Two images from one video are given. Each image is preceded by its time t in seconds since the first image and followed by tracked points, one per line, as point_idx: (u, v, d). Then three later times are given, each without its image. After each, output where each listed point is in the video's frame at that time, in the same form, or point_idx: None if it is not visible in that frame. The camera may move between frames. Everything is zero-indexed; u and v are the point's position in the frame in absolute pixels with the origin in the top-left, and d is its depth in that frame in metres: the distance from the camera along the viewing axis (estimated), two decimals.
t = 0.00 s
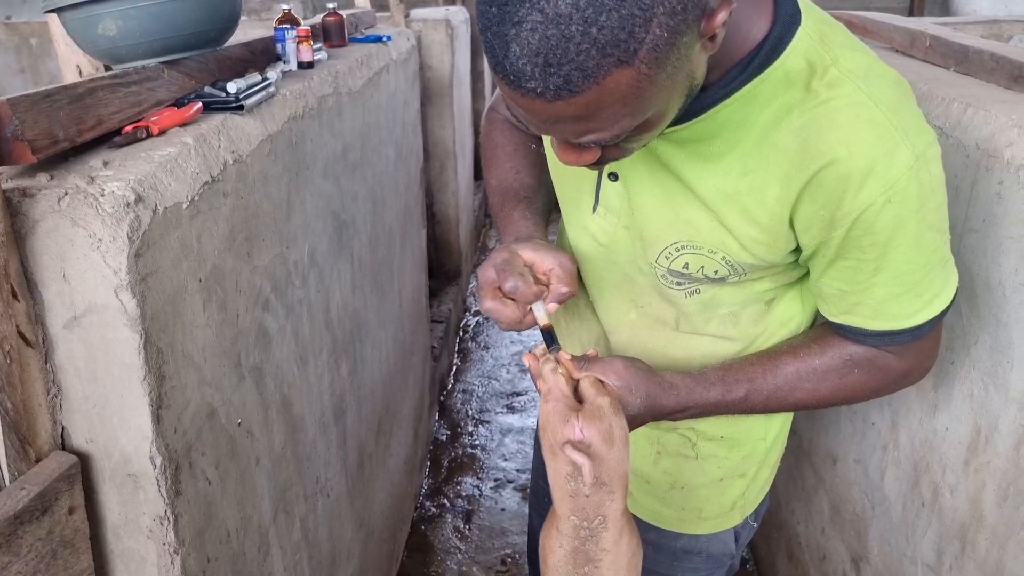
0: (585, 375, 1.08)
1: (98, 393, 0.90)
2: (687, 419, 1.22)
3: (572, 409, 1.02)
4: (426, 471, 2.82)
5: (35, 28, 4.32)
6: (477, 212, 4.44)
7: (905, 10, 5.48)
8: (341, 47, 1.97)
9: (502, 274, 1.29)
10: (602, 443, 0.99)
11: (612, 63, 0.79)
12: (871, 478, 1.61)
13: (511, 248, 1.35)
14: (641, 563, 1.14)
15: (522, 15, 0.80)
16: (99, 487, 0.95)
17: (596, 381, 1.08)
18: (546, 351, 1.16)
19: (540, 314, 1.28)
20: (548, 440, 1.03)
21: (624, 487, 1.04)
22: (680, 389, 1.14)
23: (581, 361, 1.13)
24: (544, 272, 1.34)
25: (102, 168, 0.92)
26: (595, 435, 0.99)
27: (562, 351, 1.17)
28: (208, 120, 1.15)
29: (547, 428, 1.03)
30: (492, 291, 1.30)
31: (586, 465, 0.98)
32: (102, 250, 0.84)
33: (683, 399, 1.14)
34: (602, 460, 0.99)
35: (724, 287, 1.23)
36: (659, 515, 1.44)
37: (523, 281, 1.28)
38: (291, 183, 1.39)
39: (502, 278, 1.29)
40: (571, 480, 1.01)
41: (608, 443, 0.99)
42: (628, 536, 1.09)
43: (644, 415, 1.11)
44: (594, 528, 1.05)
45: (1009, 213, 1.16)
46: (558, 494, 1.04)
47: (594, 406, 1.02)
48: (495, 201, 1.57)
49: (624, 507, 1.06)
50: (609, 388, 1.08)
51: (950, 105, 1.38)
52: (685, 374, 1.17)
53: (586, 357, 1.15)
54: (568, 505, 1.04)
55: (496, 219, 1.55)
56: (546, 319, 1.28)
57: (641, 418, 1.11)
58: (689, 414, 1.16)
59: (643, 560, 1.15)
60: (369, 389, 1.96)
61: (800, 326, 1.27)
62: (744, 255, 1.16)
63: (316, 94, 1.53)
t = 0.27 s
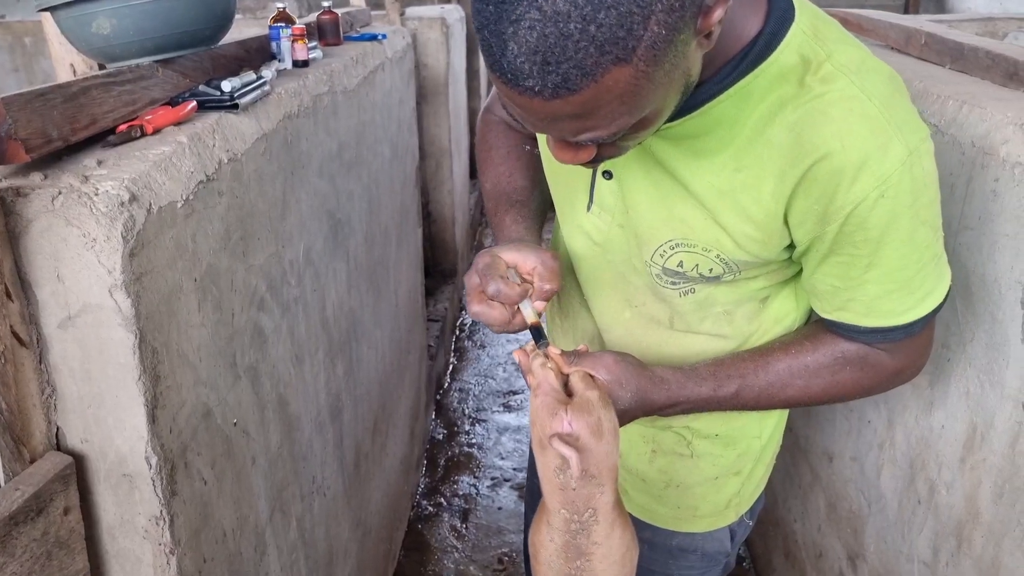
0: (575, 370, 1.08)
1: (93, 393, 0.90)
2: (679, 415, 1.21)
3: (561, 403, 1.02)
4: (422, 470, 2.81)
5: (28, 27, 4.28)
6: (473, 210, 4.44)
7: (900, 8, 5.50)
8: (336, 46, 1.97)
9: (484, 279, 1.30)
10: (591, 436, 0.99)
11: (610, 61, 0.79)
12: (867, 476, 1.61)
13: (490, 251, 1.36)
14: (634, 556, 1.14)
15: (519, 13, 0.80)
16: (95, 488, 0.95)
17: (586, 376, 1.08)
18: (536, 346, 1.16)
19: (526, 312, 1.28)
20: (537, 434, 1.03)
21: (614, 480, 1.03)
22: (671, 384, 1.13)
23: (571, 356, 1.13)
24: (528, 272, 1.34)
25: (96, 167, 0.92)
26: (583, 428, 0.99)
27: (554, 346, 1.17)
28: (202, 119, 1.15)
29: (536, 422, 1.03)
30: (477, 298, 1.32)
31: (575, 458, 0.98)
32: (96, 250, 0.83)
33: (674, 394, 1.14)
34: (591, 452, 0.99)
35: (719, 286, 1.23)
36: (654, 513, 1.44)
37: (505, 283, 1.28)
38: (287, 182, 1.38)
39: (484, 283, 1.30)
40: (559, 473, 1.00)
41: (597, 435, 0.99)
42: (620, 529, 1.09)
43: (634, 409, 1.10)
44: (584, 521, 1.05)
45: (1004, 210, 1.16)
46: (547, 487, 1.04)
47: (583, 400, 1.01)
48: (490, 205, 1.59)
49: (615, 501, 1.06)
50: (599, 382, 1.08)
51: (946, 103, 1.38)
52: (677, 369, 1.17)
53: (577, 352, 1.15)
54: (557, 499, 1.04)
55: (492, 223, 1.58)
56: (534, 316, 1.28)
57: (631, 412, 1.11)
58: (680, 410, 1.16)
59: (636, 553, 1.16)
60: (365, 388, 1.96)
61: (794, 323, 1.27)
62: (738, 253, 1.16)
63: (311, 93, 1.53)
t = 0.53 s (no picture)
0: (566, 367, 1.07)
1: (87, 393, 0.90)
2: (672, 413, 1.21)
3: (551, 401, 1.01)
4: (418, 469, 2.81)
5: (21, 25, 4.22)
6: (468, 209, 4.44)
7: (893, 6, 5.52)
8: (330, 44, 1.96)
9: (471, 282, 1.31)
10: (580, 436, 0.99)
11: (609, 58, 0.79)
12: (862, 473, 1.61)
13: (477, 253, 1.37)
14: (619, 553, 1.15)
15: (517, 10, 0.80)
16: (89, 488, 0.94)
17: (578, 374, 1.07)
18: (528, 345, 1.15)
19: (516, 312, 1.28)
20: (526, 433, 1.03)
21: (603, 479, 1.04)
22: (663, 381, 1.13)
23: (563, 355, 1.12)
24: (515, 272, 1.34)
25: (89, 166, 0.91)
26: (573, 428, 0.98)
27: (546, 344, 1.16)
28: (196, 117, 1.15)
29: (526, 420, 1.02)
30: (467, 301, 1.32)
31: (563, 458, 0.98)
32: (89, 249, 0.83)
33: (667, 391, 1.13)
34: (580, 453, 0.99)
35: (714, 284, 1.23)
36: (648, 512, 1.44)
37: (492, 285, 1.29)
38: (281, 180, 1.38)
39: (472, 286, 1.31)
40: (548, 473, 1.00)
41: (586, 436, 0.99)
42: (607, 529, 1.09)
43: (626, 407, 1.10)
44: (572, 521, 1.05)
45: (998, 207, 1.16)
46: (536, 487, 1.04)
47: (573, 399, 1.01)
48: (483, 206, 1.58)
49: (603, 500, 1.07)
50: (591, 381, 1.07)
51: (940, 101, 1.39)
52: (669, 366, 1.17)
53: (569, 350, 1.14)
54: (545, 498, 1.04)
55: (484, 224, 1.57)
56: (524, 315, 1.28)
57: (623, 410, 1.10)
58: (673, 407, 1.16)
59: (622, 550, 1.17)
60: (360, 387, 1.95)
61: (788, 321, 1.27)
62: (732, 251, 1.16)
63: (306, 91, 1.52)
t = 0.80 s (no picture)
0: (559, 368, 1.07)
1: (81, 392, 0.89)
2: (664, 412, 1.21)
3: (542, 402, 1.01)
4: (413, 467, 2.81)
5: (14, 23, 4.21)
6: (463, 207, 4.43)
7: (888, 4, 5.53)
8: (324, 42, 1.96)
9: (464, 282, 1.31)
10: (572, 437, 0.98)
11: (602, 57, 0.79)
12: (857, 470, 1.62)
13: (470, 253, 1.37)
14: (613, 553, 1.15)
15: (510, 9, 0.80)
16: (83, 488, 0.94)
17: (570, 374, 1.07)
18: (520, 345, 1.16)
19: (508, 310, 1.27)
20: (518, 434, 1.02)
21: (594, 480, 1.03)
22: (656, 380, 1.13)
23: (555, 355, 1.12)
24: (507, 273, 1.35)
25: (82, 165, 0.91)
26: (565, 429, 0.98)
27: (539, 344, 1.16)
28: (190, 115, 1.14)
29: (518, 421, 1.02)
30: (460, 301, 1.31)
31: (555, 459, 0.97)
32: (82, 248, 0.83)
33: (659, 389, 1.13)
34: (572, 453, 0.99)
35: (708, 283, 1.23)
36: (643, 511, 1.44)
37: (485, 285, 1.28)
38: (275, 179, 1.37)
39: (465, 286, 1.30)
40: (539, 474, 1.00)
41: (577, 437, 0.98)
42: (600, 528, 1.09)
43: (618, 406, 1.10)
44: (564, 521, 1.05)
45: (992, 205, 1.17)
46: (528, 488, 1.04)
47: (565, 400, 1.01)
48: (477, 204, 1.59)
49: (595, 501, 1.06)
50: (583, 380, 1.07)
51: (934, 98, 1.39)
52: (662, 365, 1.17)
53: (561, 351, 1.14)
54: (538, 499, 1.04)
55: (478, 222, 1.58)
56: (517, 315, 1.28)
57: (615, 409, 1.10)
58: (665, 405, 1.16)
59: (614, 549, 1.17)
60: (355, 386, 1.95)
61: (782, 319, 1.28)
62: (726, 250, 1.16)
63: (299, 89, 1.52)
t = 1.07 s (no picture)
0: (551, 369, 1.07)
1: (75, 392, 0.89)
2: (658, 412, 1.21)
3: (534, 404, 1.02)
4: (410, 466, 2.81)
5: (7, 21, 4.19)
6: (459, 205, 4.43)
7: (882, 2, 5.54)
8: (319, 40, 1.96)
9: (456, 285, 1.31)
10: (562, 440, 0.99)
11: (595, 58, 0.79)
12: (852, 467, 1.62)
13: (462, 256, 1.37)
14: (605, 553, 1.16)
15: (502, 9, 0.79)
16: (79, 488, 0.94)
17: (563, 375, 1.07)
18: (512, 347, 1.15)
19: (500, 312, 1.27)
20: (510, 436, 1.03)
21: (586, 483, 1.04)
22: (649, 380, 1.13)
23: (548, 355, 1.12)
24: (499, 274, 1.35)
25: (76, 164, 0.90)
26: (556, 432, 0.99)
27: (533, 344, 1.16)
28: (184, 114, 1.14)
29: (509, 423, 1.03)
30: (452, 303, 1.31)
31: (545, 463, 0.98)
32: (77, 247, 0.82)
33: (653, 390, 1.13)
34: (562, 456, 1.00)
35: (702, 283, 1.23)
36: (639, 511, 1.44)
37: (476, 286, 1.29)
38: (270, 177, 1.37)
39: (456, 289, 1.31)
40: (530, 477, 1.01)
41: (568, 439, 0.99)
42: (592, 531, 1.10)
43: (611, 407, 1.10)
44: (556, 524, 1.06)
45: (986, 202, 1.17)
46: (519, 491, 1.05)
47: (557, 402, 1.01)
48: (469, 205, 1.58)
49: (586, 503, 1.07)
50: (575, 382, 1.06)
51: (928, 96, 1.39)
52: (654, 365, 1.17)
53: (554, 351, 1.14)
54: (529, 501, 1.05)
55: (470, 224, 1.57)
56: (509, 316, 1.27)
57: (607, 410, 1.09)
58: (659, 406, 1.15)
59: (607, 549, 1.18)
60: (351, 384, 1.95)
61: (776, 318, 1.28)
62: (720, 249, 1.16)
63: (294, 88, 1.52)
